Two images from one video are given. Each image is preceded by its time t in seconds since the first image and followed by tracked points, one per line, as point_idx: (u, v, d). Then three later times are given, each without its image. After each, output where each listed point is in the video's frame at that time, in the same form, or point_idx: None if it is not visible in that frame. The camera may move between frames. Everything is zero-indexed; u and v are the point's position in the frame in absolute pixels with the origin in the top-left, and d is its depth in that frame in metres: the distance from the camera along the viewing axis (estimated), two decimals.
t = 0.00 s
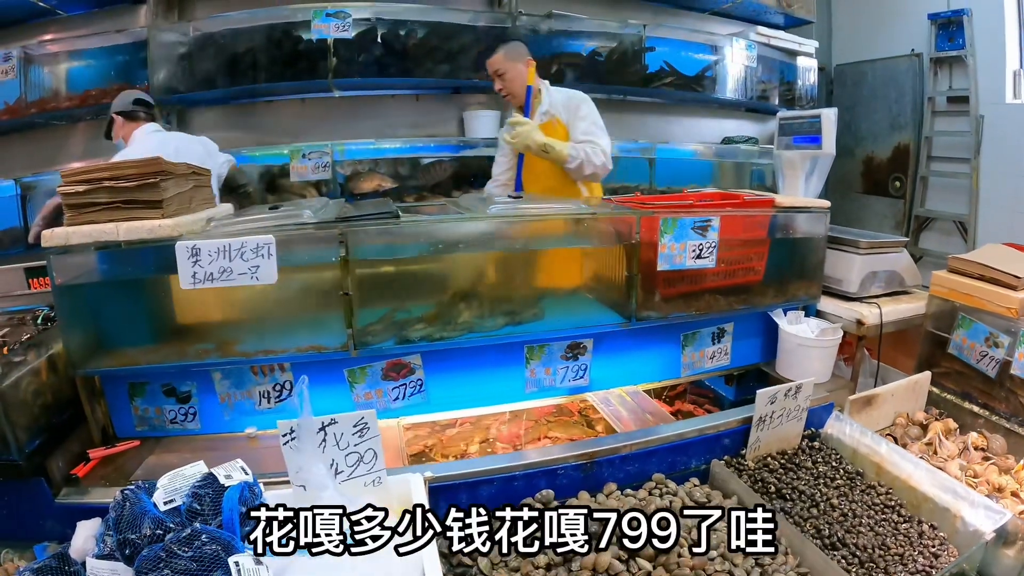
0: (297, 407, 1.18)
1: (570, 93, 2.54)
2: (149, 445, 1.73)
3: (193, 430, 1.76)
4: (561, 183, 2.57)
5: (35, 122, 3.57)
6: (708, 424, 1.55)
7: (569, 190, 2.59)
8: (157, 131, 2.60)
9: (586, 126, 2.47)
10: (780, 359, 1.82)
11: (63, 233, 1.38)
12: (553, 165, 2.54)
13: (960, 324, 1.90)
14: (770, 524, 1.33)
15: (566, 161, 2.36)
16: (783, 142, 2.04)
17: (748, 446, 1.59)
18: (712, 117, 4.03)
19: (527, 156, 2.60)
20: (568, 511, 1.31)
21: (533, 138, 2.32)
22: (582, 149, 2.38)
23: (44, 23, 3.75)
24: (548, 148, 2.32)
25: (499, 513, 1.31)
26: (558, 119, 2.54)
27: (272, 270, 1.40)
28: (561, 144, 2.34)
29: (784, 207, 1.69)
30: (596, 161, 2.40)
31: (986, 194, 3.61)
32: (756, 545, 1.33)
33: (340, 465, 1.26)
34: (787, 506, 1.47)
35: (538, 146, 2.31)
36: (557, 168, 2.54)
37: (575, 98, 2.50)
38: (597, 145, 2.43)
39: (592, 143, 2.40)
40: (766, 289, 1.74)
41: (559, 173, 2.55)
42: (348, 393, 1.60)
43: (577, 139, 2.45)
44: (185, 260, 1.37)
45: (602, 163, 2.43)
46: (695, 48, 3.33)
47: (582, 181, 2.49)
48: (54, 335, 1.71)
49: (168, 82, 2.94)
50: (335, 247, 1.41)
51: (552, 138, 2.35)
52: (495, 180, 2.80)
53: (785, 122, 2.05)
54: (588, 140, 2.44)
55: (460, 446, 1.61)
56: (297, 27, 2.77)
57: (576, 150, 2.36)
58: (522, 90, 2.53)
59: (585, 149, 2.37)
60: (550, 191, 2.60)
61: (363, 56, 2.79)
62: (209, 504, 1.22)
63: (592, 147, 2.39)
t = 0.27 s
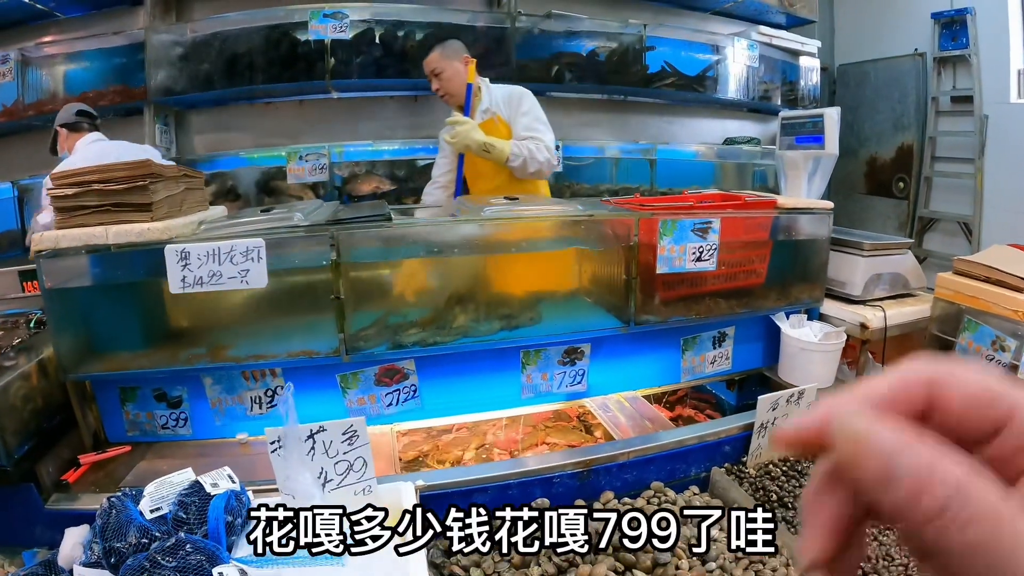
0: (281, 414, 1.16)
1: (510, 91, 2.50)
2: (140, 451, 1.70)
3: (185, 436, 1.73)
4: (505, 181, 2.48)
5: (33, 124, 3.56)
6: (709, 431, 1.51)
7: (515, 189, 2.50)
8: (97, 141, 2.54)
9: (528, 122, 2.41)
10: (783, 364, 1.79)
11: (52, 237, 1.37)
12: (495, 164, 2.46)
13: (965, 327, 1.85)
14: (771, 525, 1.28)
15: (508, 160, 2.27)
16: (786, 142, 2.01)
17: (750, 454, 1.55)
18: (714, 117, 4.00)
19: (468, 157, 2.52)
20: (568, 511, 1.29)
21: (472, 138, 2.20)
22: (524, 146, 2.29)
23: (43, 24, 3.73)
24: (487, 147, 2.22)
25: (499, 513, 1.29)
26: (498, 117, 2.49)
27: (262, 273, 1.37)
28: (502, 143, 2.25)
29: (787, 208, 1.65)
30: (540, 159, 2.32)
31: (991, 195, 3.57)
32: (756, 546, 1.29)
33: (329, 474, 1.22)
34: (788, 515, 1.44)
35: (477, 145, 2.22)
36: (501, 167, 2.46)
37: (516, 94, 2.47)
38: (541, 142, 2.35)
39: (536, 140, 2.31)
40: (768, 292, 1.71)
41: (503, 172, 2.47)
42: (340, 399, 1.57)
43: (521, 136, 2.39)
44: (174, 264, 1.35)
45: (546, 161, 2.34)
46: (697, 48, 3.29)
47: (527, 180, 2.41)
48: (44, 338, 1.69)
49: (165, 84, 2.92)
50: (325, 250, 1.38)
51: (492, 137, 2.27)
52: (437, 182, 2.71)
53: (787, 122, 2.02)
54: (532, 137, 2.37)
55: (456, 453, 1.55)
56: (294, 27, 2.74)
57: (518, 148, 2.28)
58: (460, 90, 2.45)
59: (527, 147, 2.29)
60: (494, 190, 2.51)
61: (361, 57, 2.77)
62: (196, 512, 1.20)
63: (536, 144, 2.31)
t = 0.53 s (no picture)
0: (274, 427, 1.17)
1: (461, 101, 2.40)
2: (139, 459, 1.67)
3: (185, 444, 1.69)
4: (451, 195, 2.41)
5: (42, 129, 3.57)
6: (718, 443, 1.46)
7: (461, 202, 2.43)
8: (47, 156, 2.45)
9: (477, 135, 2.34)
10: (797, 371, 1.73)
11: (52, 243, 1.34)
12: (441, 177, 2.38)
13: (986, 333, 1.79)
14: (771, 524, 1.29)
15: (450, 174, 2.20)
16: (800, 141, 1.95)
17: (762, 466, 1.49)
18: (726, 117, 3.93)
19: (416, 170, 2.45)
20: (568, 511, 1.26)
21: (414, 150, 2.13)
22: (467, 161, 2.22)
23: (53, 30, 3.74)
24: (429, 161, 2.15)
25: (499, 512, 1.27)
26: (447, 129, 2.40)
27: (259, 281, 1.34)
28: (445, 156, 2.18)
29: (801, 210, 1.60)
30: (484, 174, 2.25)
31: (1011, 194, 3.48)
32: (756, 545, 1.29)
33: (324, 487, 1.20)
34: (800, 531, 1.38)
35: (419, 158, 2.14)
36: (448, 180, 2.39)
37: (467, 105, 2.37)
38: (486, 156, 2.28)
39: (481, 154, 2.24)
40: (782, 297, 1.65)
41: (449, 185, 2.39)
42: (341, 408, 1.53)
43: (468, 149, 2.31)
44: (171, 272, 1.31)
45: (491, 175, 2.27)
46: (709, 47, 3.24)
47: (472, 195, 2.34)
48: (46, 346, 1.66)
49: (171, 88, 2.90)
50: (324, 258, 1.35)
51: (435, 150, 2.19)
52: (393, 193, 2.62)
53: (802, 121, 1.96)
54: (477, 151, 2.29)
55: (460, 462, 1.53)
56: (300, 31, 2.72)
57: (462, 163, 2.21)
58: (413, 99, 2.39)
59: (471, 162, 2.22)
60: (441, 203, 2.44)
61: (368, 59, 2.73)
62: (189, 526, 1.16)
63: (481, 159, 2.25)
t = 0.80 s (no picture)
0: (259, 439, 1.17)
1: (389, 104, 2.24)
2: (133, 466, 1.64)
3: (181, 449, 1.64)
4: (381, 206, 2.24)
5: (49, 133, 3.57)
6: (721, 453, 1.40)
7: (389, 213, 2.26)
8: None
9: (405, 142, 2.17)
10: (806, 378, 1.67)
11: (45, 249, 1.31)
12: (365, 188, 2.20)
13: (1003, 338, 1.71)
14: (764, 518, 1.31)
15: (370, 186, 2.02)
16: (811, 139, 1.90)
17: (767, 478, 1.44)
18: (737, 117, 3.87)
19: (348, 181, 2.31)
20: (568, 511, 1.18)
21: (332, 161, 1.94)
22: (389, 171, 2.04)
23: (61, 34, 3.74)
24: (348, 173, 1.97)
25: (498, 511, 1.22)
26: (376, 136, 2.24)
27: (250, 287, 1.29)
28: (365, 166, 2.01)
29: (810, 211, 1.55)
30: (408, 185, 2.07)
31: None
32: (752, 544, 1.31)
33: (313, 497, 1.20)
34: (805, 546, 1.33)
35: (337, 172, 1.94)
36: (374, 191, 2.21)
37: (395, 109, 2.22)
38: (410, 166, 2.10)
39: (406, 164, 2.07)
40: (791, 302, 1.60)
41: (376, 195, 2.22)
42: (335, 415, 1.49)
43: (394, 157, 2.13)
44: (162, 277, 1.28)
45: (415, 184, 2.10)
46: (719, 44, 3.18)
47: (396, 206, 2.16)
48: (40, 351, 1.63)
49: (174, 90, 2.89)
50: (316, 262, 1.31)
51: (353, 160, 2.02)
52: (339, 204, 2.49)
53: (812, 119, 1.91)
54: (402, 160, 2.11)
55: (460, 469, 1.44)
56: (303, 32, 2.68)
57: (383, 173, 2.02)
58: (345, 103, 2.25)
59: (394, 171, 2.04)
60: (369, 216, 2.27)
61: (371, 59, 2.71)
62: (174, 534, 1.12)
63: (403, 170, 2.07)
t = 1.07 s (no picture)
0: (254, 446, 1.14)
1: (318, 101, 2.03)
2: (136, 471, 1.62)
3: (183, 454, 1.63)
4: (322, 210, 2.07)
5: (59, 136, 3.58)
6: (732, 462, 1.37)
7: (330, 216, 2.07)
8: None
9: (331, 140, 1.95)
10: (819, 384, 1.64)
11: (46, 253, 1.29)
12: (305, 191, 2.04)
13: None
14: (770, 524, 1.28)
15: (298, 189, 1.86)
16: (826, 138, 1.86)
17: (779, 487, 1.40)
18: (749, 116, 3.82)
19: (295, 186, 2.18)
20: (568, 511, 1.23)
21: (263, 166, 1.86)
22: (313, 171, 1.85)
23: (70, 37, 3.75)
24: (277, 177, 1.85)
25: (499, 511, 1.21)
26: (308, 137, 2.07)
27: (251, 291, 1.27)
28: (292, 167, 1.85)
29: (824, 212, 1.51)
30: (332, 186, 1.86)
31: None
32: (756, 545, 1.28)
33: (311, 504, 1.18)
34: (817, 558, 1.29)
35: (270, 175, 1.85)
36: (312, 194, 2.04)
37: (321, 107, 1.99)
38: (335, 165, 1.88)
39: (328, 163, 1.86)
40: (805, 305, 1.56)
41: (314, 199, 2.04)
42: (338, 421, 1.47)
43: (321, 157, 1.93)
44: (162, 281, 1.26)
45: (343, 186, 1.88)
46: (731, 42, 3.13)
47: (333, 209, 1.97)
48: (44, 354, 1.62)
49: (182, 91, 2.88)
50: (316, 266, 1.28)
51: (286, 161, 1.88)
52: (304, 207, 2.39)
53: (826, 117, 1.87)
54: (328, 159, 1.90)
55: (467, 475, 1.44)
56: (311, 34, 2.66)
57: (308, 173, 1.84)
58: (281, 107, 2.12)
59: (316, 172, 1.84)
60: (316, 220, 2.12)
61: (380, 60, 2.69)
62: (172, 541, 1.09)
63: (326, 170, 1.86)
